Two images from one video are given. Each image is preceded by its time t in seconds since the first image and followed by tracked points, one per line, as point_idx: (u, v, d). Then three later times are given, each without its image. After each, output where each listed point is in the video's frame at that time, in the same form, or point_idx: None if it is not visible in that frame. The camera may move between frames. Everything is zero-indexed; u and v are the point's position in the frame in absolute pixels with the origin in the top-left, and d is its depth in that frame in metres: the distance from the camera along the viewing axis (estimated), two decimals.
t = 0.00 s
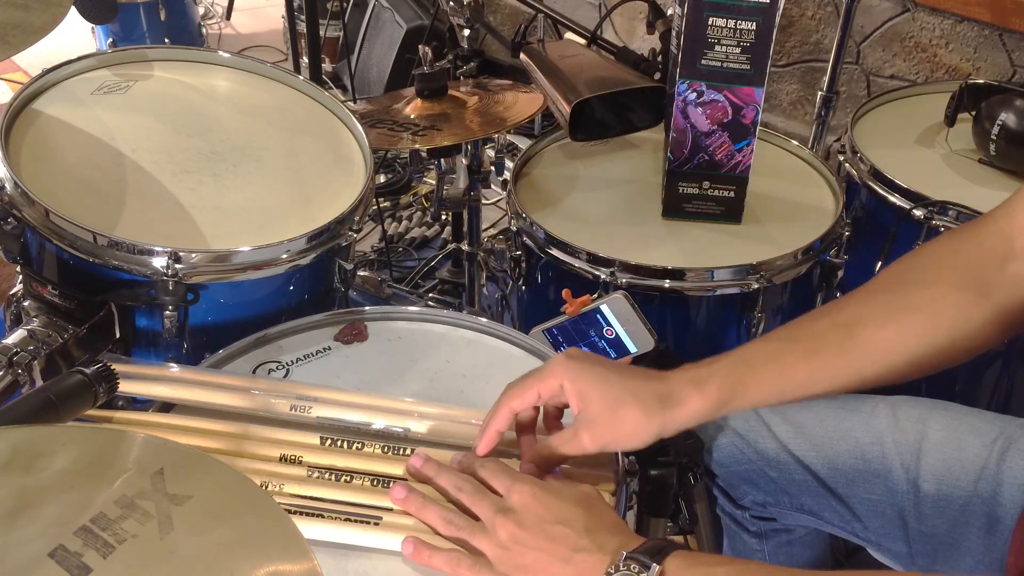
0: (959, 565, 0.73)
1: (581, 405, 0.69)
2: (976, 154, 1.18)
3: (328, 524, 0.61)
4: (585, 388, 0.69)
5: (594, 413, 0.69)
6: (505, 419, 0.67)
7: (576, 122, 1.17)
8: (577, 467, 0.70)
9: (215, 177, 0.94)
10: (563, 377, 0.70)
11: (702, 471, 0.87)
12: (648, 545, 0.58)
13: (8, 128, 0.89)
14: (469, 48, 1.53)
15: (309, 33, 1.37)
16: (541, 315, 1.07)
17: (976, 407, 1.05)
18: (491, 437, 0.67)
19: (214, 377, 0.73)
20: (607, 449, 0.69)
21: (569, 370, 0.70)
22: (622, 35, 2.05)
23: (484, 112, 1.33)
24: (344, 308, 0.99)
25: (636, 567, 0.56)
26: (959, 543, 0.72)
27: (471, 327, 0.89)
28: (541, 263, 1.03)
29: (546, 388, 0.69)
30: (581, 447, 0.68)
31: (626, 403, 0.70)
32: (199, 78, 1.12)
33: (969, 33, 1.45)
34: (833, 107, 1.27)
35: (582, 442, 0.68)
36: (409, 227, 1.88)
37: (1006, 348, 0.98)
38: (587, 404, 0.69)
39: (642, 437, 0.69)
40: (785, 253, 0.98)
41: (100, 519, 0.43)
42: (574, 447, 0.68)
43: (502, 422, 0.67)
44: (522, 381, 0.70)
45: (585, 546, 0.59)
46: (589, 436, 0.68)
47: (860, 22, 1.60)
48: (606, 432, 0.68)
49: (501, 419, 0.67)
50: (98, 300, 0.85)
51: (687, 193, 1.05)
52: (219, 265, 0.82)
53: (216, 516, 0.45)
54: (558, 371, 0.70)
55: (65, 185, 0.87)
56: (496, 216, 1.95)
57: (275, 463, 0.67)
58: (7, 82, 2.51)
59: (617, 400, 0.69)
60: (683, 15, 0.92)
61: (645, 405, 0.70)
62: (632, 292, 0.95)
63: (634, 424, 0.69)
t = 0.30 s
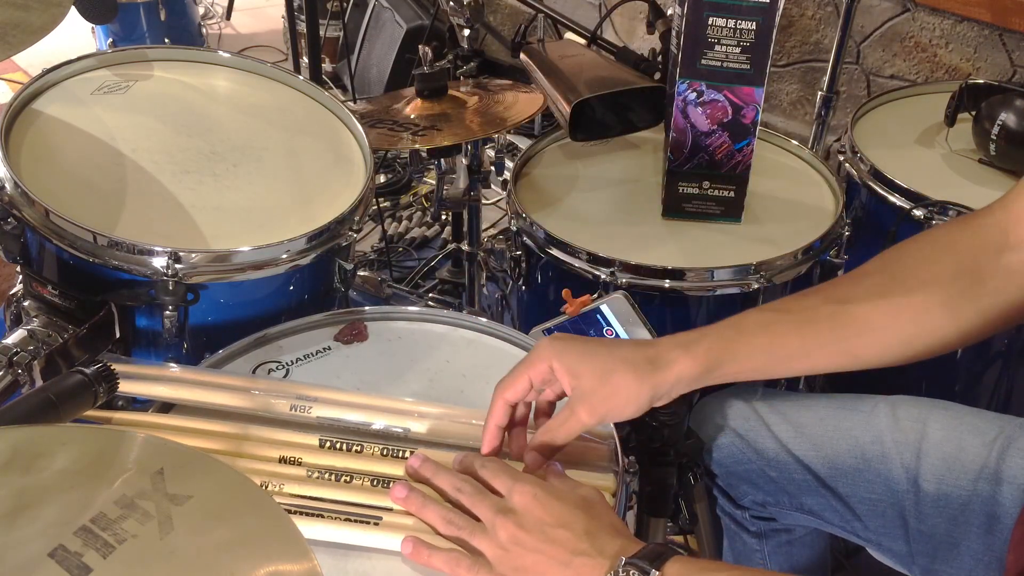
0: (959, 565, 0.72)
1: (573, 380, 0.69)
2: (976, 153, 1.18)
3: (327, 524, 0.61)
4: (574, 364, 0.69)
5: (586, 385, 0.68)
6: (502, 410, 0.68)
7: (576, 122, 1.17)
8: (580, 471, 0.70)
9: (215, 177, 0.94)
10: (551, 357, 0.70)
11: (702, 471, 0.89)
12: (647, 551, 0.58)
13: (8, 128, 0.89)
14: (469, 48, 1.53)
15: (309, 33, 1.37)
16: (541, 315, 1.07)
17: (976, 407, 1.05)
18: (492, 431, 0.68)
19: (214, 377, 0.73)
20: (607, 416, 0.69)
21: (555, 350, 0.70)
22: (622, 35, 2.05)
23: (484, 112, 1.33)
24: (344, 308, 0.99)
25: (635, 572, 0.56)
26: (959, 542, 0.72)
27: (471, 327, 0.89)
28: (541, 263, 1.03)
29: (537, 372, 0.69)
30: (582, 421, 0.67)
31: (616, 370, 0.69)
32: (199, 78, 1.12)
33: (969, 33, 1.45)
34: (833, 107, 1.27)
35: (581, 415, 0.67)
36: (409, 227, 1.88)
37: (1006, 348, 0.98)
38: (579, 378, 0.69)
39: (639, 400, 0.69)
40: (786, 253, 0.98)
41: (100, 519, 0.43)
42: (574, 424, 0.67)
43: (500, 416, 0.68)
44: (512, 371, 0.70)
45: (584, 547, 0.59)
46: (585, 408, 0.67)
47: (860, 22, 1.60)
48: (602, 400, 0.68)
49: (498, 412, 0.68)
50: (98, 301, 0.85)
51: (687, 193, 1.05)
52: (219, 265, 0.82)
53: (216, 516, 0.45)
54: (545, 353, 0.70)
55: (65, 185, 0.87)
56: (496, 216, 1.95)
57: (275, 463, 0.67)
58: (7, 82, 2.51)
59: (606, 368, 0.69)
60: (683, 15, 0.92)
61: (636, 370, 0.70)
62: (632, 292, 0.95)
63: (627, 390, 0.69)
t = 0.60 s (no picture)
0: (959, 565, 0.72)
1: (576, 365, 0.69)
2: (976, 154, 1.18)
3: (327, 524, 0.61)
4: (579, 350, 0.69)
5: (588, 372, 0.69)
6: (501, 386, 0.69)
7: (576, 122, 1.17)
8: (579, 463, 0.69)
9: (215, 177, 0.94)
10: (557, 342, 0.70)
11: (702, 471, 0.88)
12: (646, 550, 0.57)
13: (8, 128, 0.89)
14: (469, 48, 1.53)
15: (309, 33, 1.37)
16: (541, 315, 1.07)
17: (976, 407, 1.05)
18: (488, 404, 0.70)
19: (214, 378, 0.73)
20: (607, 405, 0.69)
21: (562, 335, 0.70)
22: (622, 35, 2.05)
23: (484, 112, 1.33)
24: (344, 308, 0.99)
25: None
26: (958, 542, 0.72)
27: (471, 327, 0.89)
28: (541, 263, 1.03)
29: (541, 356, 0.70)
30: (580, 405, 0.67)
31: (620, 361, 0.70)
32: (200, 78, 1.12)
33: (969, 33, 1.45)
34: (834, 107, 1.27)
35: (580, 400, 0.67)
36: (409, 227, 1.88)
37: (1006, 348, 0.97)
38: (582, 364, 0.69)
39: (639, 392, 0.69)
40: (786, 253, 0.98)
41: (100, 519, 0.43)
42: (572, 408, 0.67)
43: (499, 392, 0.70)
44: (519, 350, 0.71)
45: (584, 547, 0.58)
46: (585, 393, 0.67)
47: (859, 22, 1.60)
48: (602, 388, 0.68)
49: (496, 387, 0.69)
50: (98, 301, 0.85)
51: (687, 193, 1.05)
52: (219, 265, 0.82)
53: (216, 516, 0.45)
54: (552, 337, 0.70)
55: (65, 186, 0.87)
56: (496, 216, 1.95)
57: (276, 461, 0.66)
58: (7, 83, 2.51)
59: (611, 356, 0.70)
60: (683, 15, 0.92)
61: (639, 362, 0.70)
62: (633, 292, 0.95)
63: (630, 380, 0.69)
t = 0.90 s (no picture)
0: (959, 565, 0.72)
1: (580, 377, 0.69)
2: (976, 154, 1.18)
3: (328, 524, 0.61)
4: (582, 361, 0.69)
5: (592, 383, 0.68)
6: (505, 400, 0.68)
7: (576, 122, 1.17)
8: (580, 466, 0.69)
9: (215, 177, 0.94)
10: (559, 352, 0.69)
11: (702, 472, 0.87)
12: (651, 557, 0.58)
13: (8, 128, 0.89)
14: (469, 48, 1.53)
15: (309, 33, 1.37)
16: (541, 314, 1.07)
17: (976, 407, 1.05)
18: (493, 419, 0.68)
19: (213, 378, 0.73)
20: (610, 417, 0.69)
21: (564, 345, 0.69)
22: (622, 35, 2.05)
23: (484, 112, 1.33)
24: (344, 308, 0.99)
25: None
26: (958, 542, 0.72)
27: (471, 327, 0.89)
28: (541, 263, 1.03)
29: (544, 366, 0.69)
30: (584, 418, 0.67)
31: (623, 371, 0.70)
32: (199, 78, 1.12)
33: (969, 33, 1.45)
34: (834, 107, 1.27)
35: (584, 413, 0.67)
36: (409, 227, 1.88)
37: (1006, 349, 0.97)
38: (585, 375, 0.69)
39: (641, 403, 0.69)
40: (786, 253, 0.98)
41: (100, 519, 0.43)
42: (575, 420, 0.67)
43: (502, 405, 0.68)
44: (519, 362, 0.70)
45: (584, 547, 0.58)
46: (588, 407, 0.67)
47: (860, 22, 1.60)
48: (606, 400, 0.68)
49: (500, 401, 0.68)
50: (98, 300, 0.85)
51: (687, 193, 1.05)
52: (219, 265, 0.82)
53: (216, 516, 0.45)
54: (554, 347, 0.69)
55: (65, 185, 0.87)
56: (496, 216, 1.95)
57: (276, 460, 0.66)
58: (7, 83, 2.51)
59: (614, 367, 0.69)
60: (683, 15, 0.92)
61: (641, 371, 0.70)
62: (633, 292, 0.95)
63: (633, 392, 0.69)
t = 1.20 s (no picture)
0: (959, 565, 0.72)
1: (586, 360, 0.70)
2: (976, 154, 1.18)
3: (328, 523, 0.61)
4: (591, 346, 0.70)
5: (597, 367, 0.70)
6: (510, 368, 0.71)
7: (576, 122, 1.17)
8: (579, 466, 0.69)
9: (215, 177, 0.94)
10: (571, 334, 0.70)
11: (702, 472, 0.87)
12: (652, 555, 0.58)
13: (8, 127, 0.89)
14: (469, 48, 1.53)
15: (309, 33, 1.37)
16: (541, 314, 1.07)
17: (976, 408, 1.05)
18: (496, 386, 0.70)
19: (212, 378, 0.73)
20: (609, 404, 0.69)
21: (577, 327, 0.71)
22: (622, 35, 2.05)
23: (484, 112, 1.33)
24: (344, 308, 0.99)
25: None
26: (958, 543, 0.72)
27: (471, 327, 0.89)
28: (541, 263, 1.03)
29: (553, 344, 0.71)
30: (583, 401, 0.69)
31: (629, 362, 0.70)
32: (199, 78, 1.12)
33: (969, 33, 1.45)
34: (834, 107, 1.27)
35: (584, 395, 0.69)
36: (409, 227, 1.88)
37: (1006, 349, 0.97)
38: (592, 359, 0.70)
39: (642, 396, 0.70)
40: (786, 253, 0.98)
41: (100, 519, 0.43)
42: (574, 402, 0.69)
43: (508, 373, 0.71)
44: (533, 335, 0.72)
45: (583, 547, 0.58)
46: (588, 390, 0.69)
47: (860, 22, 1.60)
48: (607, 387, 0.69)
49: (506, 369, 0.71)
50: (98, 300, 0.85)
51: (687, 193, 1.05)
52: (218, 265, 0.82)
53: (215, 516, 0.45)
54: (567, 327, 0.71)
55: (65, 185, 0.87)
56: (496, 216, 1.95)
57: (275, 461, 0.66)
58: (7, 82, 2.51)
59: (622, 357, 0.70)
60: (683, 15, 0.92)
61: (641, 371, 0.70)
62: (633, 292, 0.95)
63: (636, 384, 0.69)
